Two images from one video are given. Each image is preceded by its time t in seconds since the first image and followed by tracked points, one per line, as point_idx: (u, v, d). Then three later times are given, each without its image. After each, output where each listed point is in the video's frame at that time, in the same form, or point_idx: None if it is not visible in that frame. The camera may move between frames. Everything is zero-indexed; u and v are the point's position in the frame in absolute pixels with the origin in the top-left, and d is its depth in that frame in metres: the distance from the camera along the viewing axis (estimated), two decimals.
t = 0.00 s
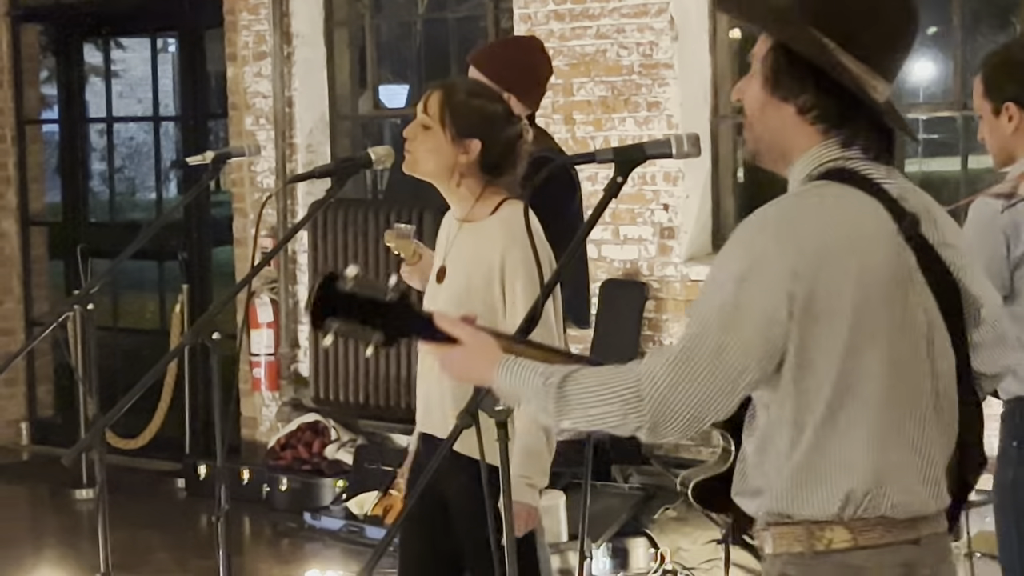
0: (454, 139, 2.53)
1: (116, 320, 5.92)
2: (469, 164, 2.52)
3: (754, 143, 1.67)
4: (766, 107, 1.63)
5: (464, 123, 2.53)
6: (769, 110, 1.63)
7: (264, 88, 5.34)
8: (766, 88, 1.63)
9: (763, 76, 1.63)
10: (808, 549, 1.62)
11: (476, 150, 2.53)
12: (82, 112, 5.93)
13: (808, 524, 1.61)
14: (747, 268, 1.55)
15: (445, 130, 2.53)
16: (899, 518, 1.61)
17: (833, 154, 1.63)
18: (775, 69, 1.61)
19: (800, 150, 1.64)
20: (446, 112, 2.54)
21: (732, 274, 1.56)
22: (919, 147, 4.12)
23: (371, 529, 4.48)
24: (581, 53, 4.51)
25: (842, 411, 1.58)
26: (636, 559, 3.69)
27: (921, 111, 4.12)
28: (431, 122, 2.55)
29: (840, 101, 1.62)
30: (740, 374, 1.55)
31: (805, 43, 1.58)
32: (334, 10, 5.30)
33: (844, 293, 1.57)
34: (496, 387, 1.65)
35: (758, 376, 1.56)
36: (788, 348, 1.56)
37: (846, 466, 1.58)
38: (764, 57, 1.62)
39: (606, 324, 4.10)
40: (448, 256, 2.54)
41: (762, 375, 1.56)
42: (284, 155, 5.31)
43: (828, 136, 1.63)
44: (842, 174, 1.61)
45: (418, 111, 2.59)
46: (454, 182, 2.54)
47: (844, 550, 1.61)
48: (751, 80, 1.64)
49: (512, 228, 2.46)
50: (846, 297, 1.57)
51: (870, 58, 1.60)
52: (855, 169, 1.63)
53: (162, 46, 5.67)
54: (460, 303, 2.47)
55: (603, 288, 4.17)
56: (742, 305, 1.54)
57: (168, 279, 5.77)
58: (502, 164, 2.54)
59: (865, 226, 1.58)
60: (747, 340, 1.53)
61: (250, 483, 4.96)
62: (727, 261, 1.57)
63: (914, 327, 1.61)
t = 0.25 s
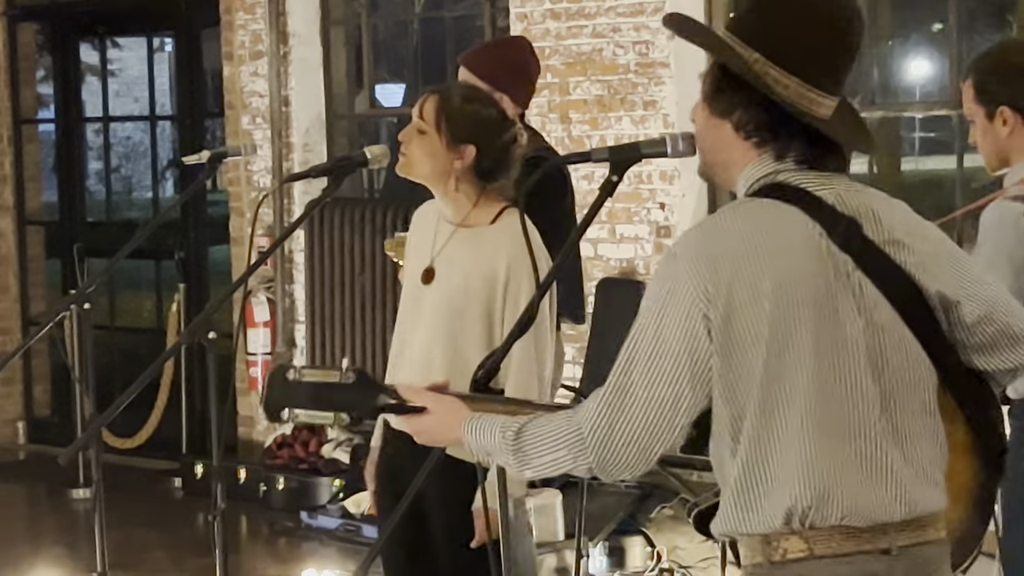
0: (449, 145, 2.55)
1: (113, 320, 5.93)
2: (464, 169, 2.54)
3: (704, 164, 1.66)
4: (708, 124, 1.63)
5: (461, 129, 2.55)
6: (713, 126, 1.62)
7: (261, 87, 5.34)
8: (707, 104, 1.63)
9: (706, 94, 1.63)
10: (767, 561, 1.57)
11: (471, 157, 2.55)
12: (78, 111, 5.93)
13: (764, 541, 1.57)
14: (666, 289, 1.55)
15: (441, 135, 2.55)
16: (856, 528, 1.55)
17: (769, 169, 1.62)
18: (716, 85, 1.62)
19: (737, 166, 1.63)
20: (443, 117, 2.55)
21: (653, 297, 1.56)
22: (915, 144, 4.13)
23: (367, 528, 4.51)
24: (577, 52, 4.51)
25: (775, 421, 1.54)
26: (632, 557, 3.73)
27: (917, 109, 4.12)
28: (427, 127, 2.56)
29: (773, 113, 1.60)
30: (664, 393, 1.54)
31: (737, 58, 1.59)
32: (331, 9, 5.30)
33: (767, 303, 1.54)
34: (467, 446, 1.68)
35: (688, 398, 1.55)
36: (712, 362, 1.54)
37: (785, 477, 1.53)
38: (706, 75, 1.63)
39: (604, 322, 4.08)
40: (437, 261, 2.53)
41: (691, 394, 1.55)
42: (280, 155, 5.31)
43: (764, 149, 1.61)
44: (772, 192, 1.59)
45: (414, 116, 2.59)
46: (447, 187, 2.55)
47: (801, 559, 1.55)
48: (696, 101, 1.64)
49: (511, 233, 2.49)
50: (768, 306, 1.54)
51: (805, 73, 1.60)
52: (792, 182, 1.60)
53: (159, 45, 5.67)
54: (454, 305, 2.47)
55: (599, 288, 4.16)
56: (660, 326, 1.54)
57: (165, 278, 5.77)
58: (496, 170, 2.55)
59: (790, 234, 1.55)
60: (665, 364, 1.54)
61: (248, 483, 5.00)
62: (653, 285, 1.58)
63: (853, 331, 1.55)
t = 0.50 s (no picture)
0: (444, 149, 2.53)
1: (107, 320, 5.92)
2: (459, 174, 2.54)
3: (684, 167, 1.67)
4: (689, 130, 1.63)
5: (457, 136, 2.53)
6: (690, 130, 1.63)
7: (254, 86, 5.34)
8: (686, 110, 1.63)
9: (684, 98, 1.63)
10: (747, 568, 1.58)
11: (467, 162, 2.54)
12: (72, 111, 5.93)
13: (743, 548, 1.57)
14: (643, 299, 1.56)
15: (436, 140, 2.53)
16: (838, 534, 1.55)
17: (745, 176, 1.62)
18: (692, 93, 1.62)
19: (715, 171, 1.63)
20: (438, 123, 2.53)
21: (629, 307, 1.57)
22: (909, 143, 4.14)
23: (360, 527, 4.51)
24: (571, 51, 4.51)
25: (752, 428, 1.54)
26: (626, 556, 3.74)
27: (910, 107, 4.13)
28: (422, 131, 2.53)
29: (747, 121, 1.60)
30: (642, 403, 1.55)
31: (711, 65, 1.60)
32: (324, 9, 5.30)
33: (743, 311, 1.54)
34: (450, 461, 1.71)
35: (668, 409, 1.56)
36: (688, 372, 1.55)
37: (762, 485, 1.54)
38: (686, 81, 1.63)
39: (597, 320, 4.08)
40: (432, 264, 2.55)
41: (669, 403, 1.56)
42: (273, 154, 5.31)
43: (737, 152, 1.61)
44: (751, 199, 1.59)
45: (410, 117, 2.57)
46: (443, 191, 2.55)
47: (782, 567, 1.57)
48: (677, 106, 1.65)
49: (512, 244, 2.54)
50: (743, 314, 1.54)
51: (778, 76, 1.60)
52: (765, 189, 1.60)
53: (152, 45, 5.67)
54: (457, 313, 2.51)
55: (593, 287, 4.15)
56: (636, 336, 1.55)
57: (159, 277, 5.76)
58: (491, 175, 2.57)
59: (767, 242, 1.56)
60: (643, 376, 1.54)
61: (241, 482, 4.98)
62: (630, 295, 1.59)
63: (827, 338, 1.56)
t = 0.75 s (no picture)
0: (439, 147, 2.57)
1: (96, 318, 5.91)
2: (451, 171, 2.57)
3: (700, 179, 1.69)
4: (712, 143, 1.66)
5: (451, 133, 2.57)
6: (713, 143, 1.66)
7: (243, 85, 5.34)
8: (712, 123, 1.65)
9: (705, 110, 1.66)
10: None
11: (460, 160, 2.57)
12: (61, 111, 5.91)
13: (760, 557, 1.63)
14: (701, 297, 1.56)
15: (432, 138, 2.57)
16: (850, 548, 1.64)
17: (772, 190, 1.66)
18: (720, 106, 1.64)
19: (742, 185, 1.67)
20: (434, 121, 2.57)
21: (684, 303, 1.57)
22: (898, 141, 4.15)
23: (351, 526, 4.49)
24: (560, 50, 4.51)
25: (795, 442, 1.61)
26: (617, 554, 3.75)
27: (899, 105, 4.14)
28: (417, 129, 2.57)
29: (780, 135, 1.64)
30: (695, 404, 1.56)
31: (742, 75, 1.62)
32: (313, 7, 5.30)
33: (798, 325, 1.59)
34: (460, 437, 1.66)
35: (713, 409, 1.58)
36: (741, 377, 1.58)
37: (801, 499, 1.61)
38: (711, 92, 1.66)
39: (587, 320, 4.09)
40: (415, 260, 2.56)
41: (715, 407, 1.58)
42: (263, 153, 5.31)
43: (770, 169, 1.65)
44: (788, 210, 1.63)
45: (401, 118, 2.60)
46: (433, 189, 2.57)
47: None
48: (695, 115, 1.67)
49: (498, 241, 2.53)
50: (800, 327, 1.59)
51: (805, 91, 1.64)
52: (797, 202, 1.65)
53: (141, 44, 5.67)
54: (445, 309, 2.51)
55: (583, 284, 4.14)
56: (696, 336, 1.56)
57: (148, 276, 5.76)
58: (481, 176, 2.60)
59: (817, 257, 1.61)
60: (702, 374, 1.55)
61: (231, 481, 4.96)
62: (678, 290, 1.58)
63: (865, 358, 1.64)
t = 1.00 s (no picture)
0: (423, 132, 2.54)
1: (82, 319, 5.90)
2: (436, 156, 2.54)
3: (692, 141, 1.75)
4: (703, 110, 1.71)
5: (436, 115, 2.55)
6: (709, 111, 1.71)
7: (229, 85, 5.32)
8: (706, 91, 1.70)
9: (699, 79, 1.71)
10: (811, 535, 1.70)
11: (444, 142, 2.55)
12: (46, 111, 5.90)
13: (811, 512, 1.70)
14: (759, 260, 1.62)
15: (414, 123, 2.54)
16: (884, 497, 1.74)
17: (771, 152, 1.72)
18: (717, 74, 1.69)
19: (741, 148, 1.73)
20: (415, 105, 2.55)
21: (747, 266, 1.61)
22: (883, 139, 4.16)
23: (338, 525, 4.42)
24: (546, 48, 4.51)
25: (841, 398, 1.69)
26: (603, 552, 3.69)
27: (884, 103, 4.14)
28: (399, 115, 2.55)
29: (779, 99, 1.70)
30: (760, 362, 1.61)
31: (738, 44, 1.67)
32: (298, 7, 5.29)
33: (842, 286, 1.67)
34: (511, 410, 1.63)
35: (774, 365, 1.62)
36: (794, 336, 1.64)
37: (850, 451, 1.69)
38: (703, 61, 1.70)
39: (573, 320, 4.09)
40: (399, 247, 2.52)
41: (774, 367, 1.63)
42: (249, 152, 5.30)
43: (767, 133, 1.72)
44: (802, 170, 1.71)
45: (383, 106, 2.58)
46: (417, 174, 2.54)
47: (846, 533, 1.71)
48: (687, 84, 1.72)
49: (473, 218, 2.48)
50: (842, 286, 1.67)
51: (794, 53, 1.72)
52: (801, 162, 1.73)
53: (126, 43, 5.65)
54: (421, 290, 2.46)
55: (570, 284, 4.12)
56: (761, 296, 1.60)
57: (134, 277, 5.74)
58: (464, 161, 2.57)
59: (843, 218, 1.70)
60: (771, 330, 1.60)
61: (216, 481, 4.95)
62: (730, 254, 1.62)
63: (886, 315, 1.75)
